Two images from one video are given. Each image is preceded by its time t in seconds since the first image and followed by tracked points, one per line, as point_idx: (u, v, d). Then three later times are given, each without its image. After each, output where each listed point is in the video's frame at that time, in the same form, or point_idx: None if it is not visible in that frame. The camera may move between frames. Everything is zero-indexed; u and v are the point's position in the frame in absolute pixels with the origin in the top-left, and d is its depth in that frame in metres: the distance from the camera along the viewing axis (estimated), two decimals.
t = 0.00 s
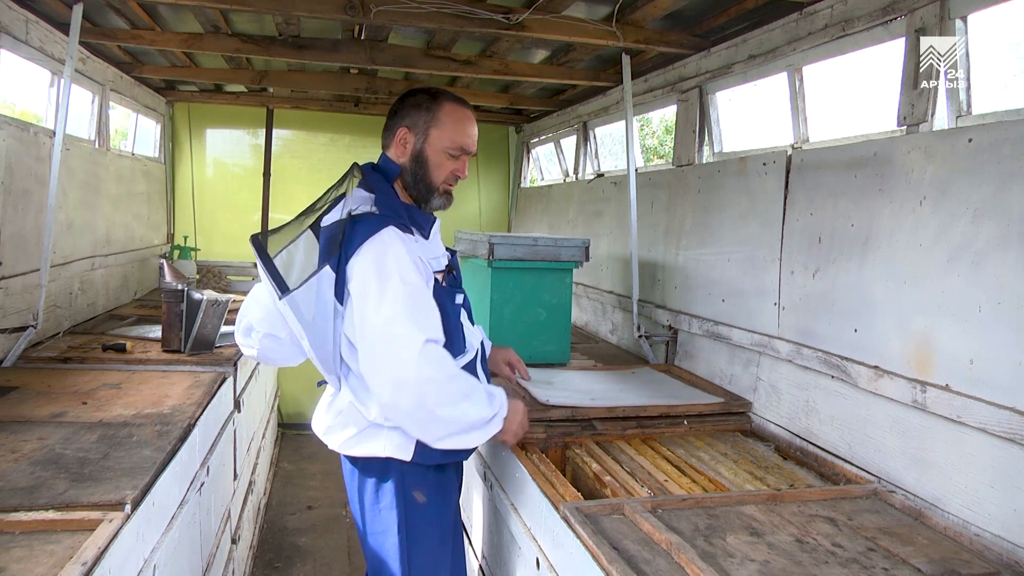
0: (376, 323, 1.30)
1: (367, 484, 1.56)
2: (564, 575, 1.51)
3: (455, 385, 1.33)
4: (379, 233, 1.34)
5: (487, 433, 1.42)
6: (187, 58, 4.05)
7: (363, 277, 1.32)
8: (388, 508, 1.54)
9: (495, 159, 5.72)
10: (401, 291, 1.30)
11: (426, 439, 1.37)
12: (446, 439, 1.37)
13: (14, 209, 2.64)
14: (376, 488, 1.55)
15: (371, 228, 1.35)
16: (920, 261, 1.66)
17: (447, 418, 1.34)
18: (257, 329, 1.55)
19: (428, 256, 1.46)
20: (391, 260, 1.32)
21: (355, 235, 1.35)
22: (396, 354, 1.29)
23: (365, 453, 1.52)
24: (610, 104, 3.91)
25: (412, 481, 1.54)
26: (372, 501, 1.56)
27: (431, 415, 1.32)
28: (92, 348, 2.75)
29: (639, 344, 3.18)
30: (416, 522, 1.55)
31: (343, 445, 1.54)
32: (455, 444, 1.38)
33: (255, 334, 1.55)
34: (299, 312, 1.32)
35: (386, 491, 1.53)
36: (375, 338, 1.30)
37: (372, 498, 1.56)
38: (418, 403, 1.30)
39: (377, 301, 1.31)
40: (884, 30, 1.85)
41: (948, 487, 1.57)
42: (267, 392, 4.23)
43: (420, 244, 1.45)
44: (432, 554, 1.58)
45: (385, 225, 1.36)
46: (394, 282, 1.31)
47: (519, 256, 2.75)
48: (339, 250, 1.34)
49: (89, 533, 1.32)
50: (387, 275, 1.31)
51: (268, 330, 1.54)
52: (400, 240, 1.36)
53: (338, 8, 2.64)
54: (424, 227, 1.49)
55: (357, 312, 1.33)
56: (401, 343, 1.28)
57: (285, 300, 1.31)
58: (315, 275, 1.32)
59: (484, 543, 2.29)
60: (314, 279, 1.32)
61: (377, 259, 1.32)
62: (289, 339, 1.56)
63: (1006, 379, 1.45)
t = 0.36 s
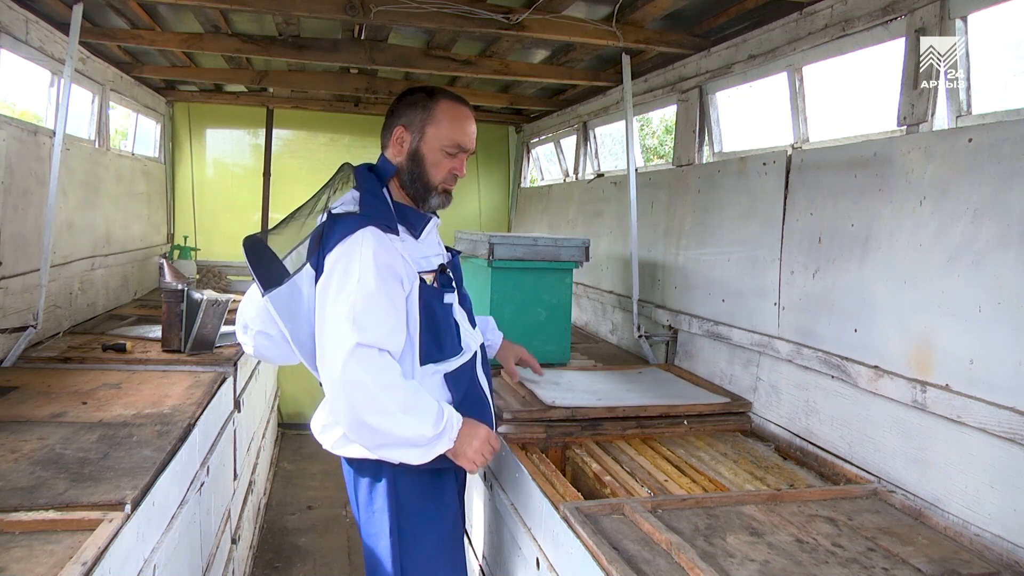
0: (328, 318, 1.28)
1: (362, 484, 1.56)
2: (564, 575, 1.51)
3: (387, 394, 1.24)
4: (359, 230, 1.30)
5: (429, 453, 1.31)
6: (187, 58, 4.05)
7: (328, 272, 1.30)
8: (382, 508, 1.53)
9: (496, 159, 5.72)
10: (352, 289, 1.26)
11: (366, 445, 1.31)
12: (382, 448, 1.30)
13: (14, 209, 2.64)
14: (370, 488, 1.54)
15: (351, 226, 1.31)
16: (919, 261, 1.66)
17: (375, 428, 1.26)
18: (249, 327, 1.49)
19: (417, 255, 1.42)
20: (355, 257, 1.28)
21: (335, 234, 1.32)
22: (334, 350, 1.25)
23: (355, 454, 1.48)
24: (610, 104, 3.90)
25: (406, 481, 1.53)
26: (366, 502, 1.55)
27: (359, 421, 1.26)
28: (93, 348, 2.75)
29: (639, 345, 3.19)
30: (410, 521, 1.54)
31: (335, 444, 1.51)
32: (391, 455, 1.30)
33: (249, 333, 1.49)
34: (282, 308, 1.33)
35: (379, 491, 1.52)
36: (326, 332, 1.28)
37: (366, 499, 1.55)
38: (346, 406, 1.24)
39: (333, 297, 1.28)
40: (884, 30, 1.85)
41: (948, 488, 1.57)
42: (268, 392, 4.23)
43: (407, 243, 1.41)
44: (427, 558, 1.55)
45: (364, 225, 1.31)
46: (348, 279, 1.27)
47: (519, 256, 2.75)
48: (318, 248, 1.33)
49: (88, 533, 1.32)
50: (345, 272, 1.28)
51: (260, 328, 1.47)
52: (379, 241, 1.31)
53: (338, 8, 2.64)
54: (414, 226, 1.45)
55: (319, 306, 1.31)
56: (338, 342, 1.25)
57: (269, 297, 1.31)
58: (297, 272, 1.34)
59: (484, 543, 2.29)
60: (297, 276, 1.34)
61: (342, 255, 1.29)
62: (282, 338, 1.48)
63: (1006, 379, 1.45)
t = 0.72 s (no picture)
0: (328, 322, 1.23)
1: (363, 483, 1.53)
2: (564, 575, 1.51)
3: (401, 385, 1.20)
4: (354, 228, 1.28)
5: (451, 435, 1.25)
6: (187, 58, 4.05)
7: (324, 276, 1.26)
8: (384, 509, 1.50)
9: (495, 159, 5.73)
10: (352, 289, 1.22)
11: (386, 441, 1.27)
12: (403, 442, 1.25)
13: (14, 209, 2.64)
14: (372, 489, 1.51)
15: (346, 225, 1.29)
16: (919, 261, 1.66)
17: (393, 421, 1.21)
18: (246, 326, 1.48)
19: (415, 256, 1.41)
20: (352, 258, 1.25)
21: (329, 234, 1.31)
22: (339, 353, 1.20)
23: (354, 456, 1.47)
24: (610, 104, 3.90)
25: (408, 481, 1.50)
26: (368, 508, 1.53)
27: (376, 417, 1.21)
28: (93, 348, 2.75)
29: (639, 345, 3.19)
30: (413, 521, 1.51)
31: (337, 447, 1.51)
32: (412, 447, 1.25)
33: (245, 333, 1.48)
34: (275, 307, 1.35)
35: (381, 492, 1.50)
36: (326, 338, 1.23)
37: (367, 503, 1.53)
38: (360, 404, 1.20)
39: (332, 300, 1.24)
40: (884, 30, 1.85)
41: (948, 488, 1.57)
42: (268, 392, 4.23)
43: (405, 243, 1.40)
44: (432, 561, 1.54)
45: (360, 223, 1.28)
46: (347, 280, 1.23)
47: (519, 256, 2.75)
48: (312, 248, 1.33)
49: (88, 533, 1.32)
50: (343, 273, 1.24)
51: (258, 328, 1.47)
52: (375, 238, 1.28)
53: (338, 8, 2.64)
54: (412, 226, 1.44)
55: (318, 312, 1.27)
56: (343, 344, 1.20)
57: (261, 296, 1.34)
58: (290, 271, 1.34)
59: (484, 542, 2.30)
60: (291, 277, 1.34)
61: (339, 258, 1.26)
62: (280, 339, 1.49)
63: (1005, 378, 1.45)
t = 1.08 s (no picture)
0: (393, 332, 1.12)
1: (366, 508, 1.39)
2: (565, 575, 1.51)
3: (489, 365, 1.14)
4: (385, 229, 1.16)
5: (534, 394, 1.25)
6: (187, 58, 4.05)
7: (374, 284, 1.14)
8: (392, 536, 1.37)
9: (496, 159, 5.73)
10: (416, 289, 1.13)
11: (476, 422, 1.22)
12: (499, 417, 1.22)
13: (14, 209, 2.64)
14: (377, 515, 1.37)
15: (375, 227, 1.16)
16: (919, 261, 1.66)
17: (492, 401, 1.16)
18: (244, 337, 1.36)
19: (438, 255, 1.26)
20: (399, 258, 1.14)
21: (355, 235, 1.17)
22: (424, 359, 1.11)
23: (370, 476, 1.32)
24: (610, 104, 3.90)
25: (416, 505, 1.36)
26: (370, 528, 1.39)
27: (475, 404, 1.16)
28: (93, 348, 2.75)
29: (639, 344, 3.19)
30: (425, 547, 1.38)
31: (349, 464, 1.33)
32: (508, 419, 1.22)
33: (243, 343, 1.36)
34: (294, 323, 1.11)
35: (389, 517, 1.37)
36: (398, 346, 1.12)
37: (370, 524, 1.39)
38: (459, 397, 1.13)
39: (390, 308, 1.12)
40: (884, 30, 1.85)
41: (948, 487, 1.57)
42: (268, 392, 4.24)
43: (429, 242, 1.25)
44: None
45: (389, 222, 1.18)
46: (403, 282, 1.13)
47: (519, 256, 2.75)
48: (337, 252, 1.17)
49: (88, 533, 1.32)
50: (395, 276, 1.13)
51: (258, 338, 1.35)
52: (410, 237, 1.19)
53: (338, 8, 2.63)
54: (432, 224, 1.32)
55: (369, 320, 1.15)
56: (427, 345, 1.11)
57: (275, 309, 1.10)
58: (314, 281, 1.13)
59: (484, 542, 2.30)
60: (312, 282, 1.13)
61: (388, 261, 1.14)
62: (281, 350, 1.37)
63: (1005, 378, 1.45)
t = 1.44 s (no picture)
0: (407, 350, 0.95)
1: (376, 539, 1.18)
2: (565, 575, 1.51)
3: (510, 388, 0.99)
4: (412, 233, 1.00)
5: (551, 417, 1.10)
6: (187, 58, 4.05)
7: (391, 295, 0.97)
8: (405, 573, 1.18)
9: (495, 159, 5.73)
10: (438, 303, 0.95)
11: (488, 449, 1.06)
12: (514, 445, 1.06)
13: (14, 209, 2.64)
14: (391, 550, 1.17)
15: (398, 231, 0.99)
16: (920, 261, 1.66)
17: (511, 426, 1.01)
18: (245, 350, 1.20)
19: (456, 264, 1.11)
20: (423, 265, 0.97)
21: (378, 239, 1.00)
22: (443, 384, 0.94)
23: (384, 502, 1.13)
24: (610, 104, 3.90)
25: (435, 538, 1.18)
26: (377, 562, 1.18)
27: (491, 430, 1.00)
28: (93, 348, 2.75)
29: (639, 345, 3.18)
30: None
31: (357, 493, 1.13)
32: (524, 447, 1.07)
33: (245, 358, 1.21)
34: (312, 337, 0.98)
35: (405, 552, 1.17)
36: (414, 366, 0.95)
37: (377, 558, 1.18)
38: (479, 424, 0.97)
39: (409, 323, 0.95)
40: (884, 30, 1.85)
41: (948, 488, 1.57)
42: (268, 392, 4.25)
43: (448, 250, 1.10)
44: None
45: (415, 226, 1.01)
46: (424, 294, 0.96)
47: (519, 256, 2.75)
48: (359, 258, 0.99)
49: (88, 533, 1.32)
50: (416, 287, 0.96)
51: (260, 354, 1.19)
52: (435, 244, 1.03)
53: (338, 8, 2.63)
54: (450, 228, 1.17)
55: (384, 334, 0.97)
56: (449, 365, 0.94)
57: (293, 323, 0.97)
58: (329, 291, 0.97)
59: (485, 543, 2.31)
60: (326, 293, 0.97)
61: (408, 269, 0.97)
62: (287, 366, 1.21)
63: (1004, 378, 1.45)
